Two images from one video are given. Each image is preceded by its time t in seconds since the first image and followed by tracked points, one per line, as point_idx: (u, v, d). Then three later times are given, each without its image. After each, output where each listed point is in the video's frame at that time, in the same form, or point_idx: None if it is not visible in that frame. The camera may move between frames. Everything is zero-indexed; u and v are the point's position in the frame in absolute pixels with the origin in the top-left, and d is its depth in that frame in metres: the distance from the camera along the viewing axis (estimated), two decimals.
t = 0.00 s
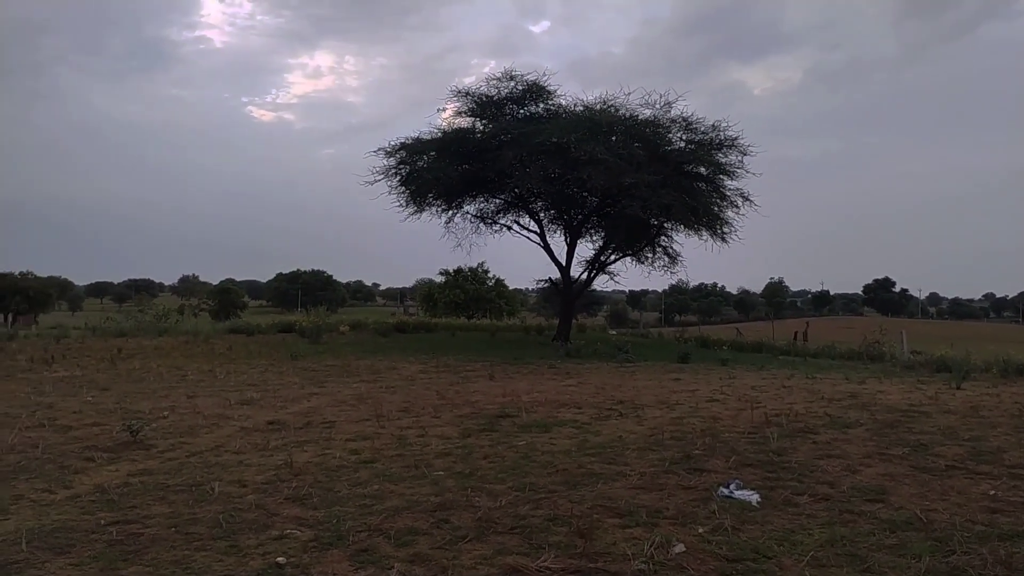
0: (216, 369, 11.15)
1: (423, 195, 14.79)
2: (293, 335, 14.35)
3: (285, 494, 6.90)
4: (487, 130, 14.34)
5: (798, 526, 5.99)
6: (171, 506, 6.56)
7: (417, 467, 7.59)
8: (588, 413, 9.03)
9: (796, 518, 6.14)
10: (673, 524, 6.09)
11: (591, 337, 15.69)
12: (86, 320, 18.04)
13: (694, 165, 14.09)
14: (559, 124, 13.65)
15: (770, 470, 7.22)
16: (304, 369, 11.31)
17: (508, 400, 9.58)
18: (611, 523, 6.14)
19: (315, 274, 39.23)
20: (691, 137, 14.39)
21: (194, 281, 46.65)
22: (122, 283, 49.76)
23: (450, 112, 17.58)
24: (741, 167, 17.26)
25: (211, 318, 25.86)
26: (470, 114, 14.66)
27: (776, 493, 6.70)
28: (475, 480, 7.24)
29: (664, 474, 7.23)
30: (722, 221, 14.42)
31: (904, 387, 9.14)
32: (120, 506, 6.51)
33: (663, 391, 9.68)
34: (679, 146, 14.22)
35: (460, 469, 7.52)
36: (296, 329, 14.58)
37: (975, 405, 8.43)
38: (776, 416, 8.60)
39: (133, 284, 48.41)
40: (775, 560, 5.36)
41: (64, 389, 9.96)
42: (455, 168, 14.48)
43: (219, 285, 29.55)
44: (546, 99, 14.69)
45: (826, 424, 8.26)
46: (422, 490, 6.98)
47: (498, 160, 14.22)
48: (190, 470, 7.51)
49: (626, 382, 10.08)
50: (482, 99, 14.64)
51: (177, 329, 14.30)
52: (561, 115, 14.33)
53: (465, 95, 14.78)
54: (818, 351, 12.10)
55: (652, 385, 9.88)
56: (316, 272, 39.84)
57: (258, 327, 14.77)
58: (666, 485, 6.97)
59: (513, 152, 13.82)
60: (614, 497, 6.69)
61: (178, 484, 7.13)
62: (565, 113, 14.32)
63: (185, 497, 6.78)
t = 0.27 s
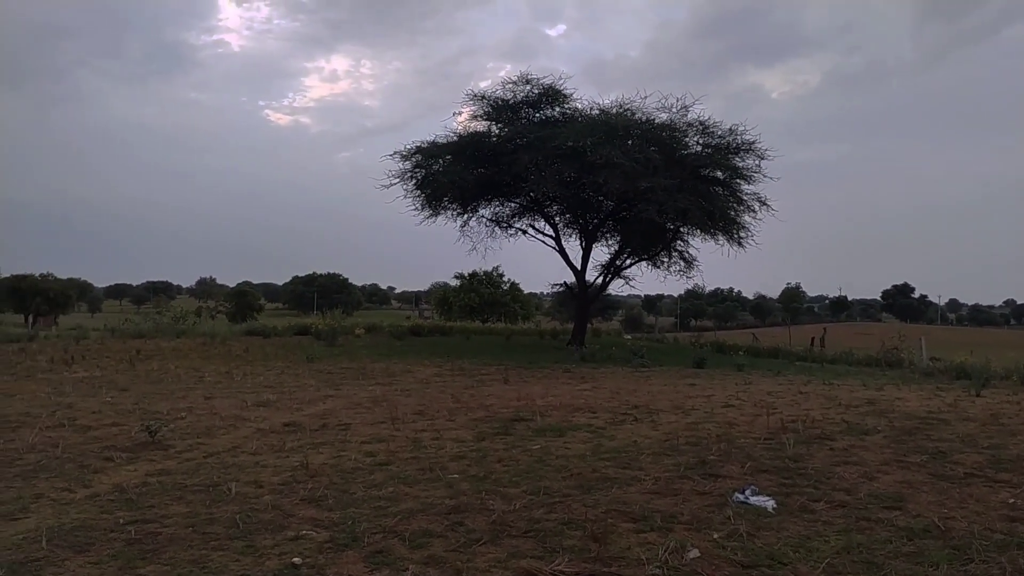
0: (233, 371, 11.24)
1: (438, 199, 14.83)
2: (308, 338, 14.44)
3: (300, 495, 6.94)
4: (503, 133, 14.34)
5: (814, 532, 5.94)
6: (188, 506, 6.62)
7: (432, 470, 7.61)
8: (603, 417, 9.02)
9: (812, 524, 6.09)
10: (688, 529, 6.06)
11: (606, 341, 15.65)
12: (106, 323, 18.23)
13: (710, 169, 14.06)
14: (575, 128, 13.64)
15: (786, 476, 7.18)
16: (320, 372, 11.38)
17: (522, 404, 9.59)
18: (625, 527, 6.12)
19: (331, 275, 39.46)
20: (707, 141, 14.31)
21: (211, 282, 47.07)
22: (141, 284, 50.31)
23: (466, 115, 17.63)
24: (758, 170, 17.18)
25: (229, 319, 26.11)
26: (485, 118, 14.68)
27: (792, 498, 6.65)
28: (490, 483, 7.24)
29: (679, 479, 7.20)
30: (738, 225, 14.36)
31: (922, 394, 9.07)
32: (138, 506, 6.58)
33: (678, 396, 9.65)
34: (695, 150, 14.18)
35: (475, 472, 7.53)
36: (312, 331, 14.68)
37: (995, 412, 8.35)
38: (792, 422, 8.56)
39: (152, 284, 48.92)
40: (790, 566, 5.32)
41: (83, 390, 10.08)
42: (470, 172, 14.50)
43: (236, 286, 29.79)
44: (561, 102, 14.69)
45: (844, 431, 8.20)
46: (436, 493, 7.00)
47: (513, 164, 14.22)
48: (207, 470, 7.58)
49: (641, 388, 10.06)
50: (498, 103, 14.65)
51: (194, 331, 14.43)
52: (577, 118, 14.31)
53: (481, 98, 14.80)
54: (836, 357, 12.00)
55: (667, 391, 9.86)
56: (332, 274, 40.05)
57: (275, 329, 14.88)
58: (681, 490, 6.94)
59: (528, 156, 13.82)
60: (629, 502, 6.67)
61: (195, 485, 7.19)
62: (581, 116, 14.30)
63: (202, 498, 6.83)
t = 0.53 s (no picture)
0: (241, 374, 11.27)
1: (446, 202, 14.86)
2: (316, 341, 14.46)
3: (308, 498, 6.94)
4: (510, 136, 14.37)
5: (823, 535, 5.92)
6: (197, 510, 6.63)
7: (440, 473, 7.62)
8: (611, 420, 9.02)
9: (820, 527, 6.07)
10: (696, 532, 6.04)
11: (615, 344, 15.67)
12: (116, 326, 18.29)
13: (718, 172, 14.08)
14: (583, 131, 13.66)
15: (795, 479, 7.16)
16: (328, 375, 11.40)
17: (530, 407, 9.60)
18: (634, 530, 6.10)
19: (339, 278, 39.56)
20: (715, 143, 14.33)
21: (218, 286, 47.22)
22: (148, 287, 50.50)
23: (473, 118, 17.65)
24: (765, 173, 17.18)
25: (236, 322, 26.20)
26: (493, 121, 14.70)
27: (801, 501, 6.63)
28: (498, 486, 7.24)
29: (688, 482, 7.19)
30: (747, 228, 14.37)
31: (931, 397, 9.06)
32: (146, 509, 6.58)
33: (686, 399, 9.65)
34: (703, 152, 14.20)
35: (483, 475, 7.53)
36: (320, 335, 14.70)
37: (1005, 415, 8.33)
38: (800, 425, 8.55)
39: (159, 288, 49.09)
40: (800, 569, 5.30)
41: (92, 393, 10.11)
42: (478, 175, 14.53)
43: (244, 289, 29.88)
44: (569, 105, 14.72)
45: (853, 434, 8.20)
46: (444, 496, 7.00)
47: (522, 167, 14.26)
48: (216, 474, 7.59)
49: (649, 391, 10.07)
50: (506, 106, 14.66)
51: (203, 334, 14.47)
52: (585, 121, 14.33)
53: (489, 101, 14.82)
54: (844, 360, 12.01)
55: (675, 394, 9.86)
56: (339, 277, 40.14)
57: (283, 332, 14.91)
58: (689, 493, 6.92)
59: (536, 159, 13.85)
60: (637, 504, 6.66)
61: (203, 488, 7.20)
62: (589, 119, 14.32)
63: (211, 501, 6.84)
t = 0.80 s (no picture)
0: (242, 376, 11.26)
1: (449, 204, 14.90)
2: (319, 343, 14.47)
3: (309, 500, 6.93)
4: (513, 139, 14.40)
5: (824, 538, 5.94)
6: (197, 511, 6.62)
7: (442, 475, 7.62)
8: (613, 423, 9.04)
9: (821, 531, 6.09)
10: (698, 535, 6.05)
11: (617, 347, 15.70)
12: (119, 326, 18.29)
13: (721, 175, 14.13)
14: (586, 134, 13.70)
15: (796, 482, 7.18)
16: (330, 376, 11.40)
17: (533, 410, 9.61)
18: (635, 533, 6.11)
19: (341, 280, 39.59)
20: (718, 147, 14.38)
21: (219, 287, 47.25)
22: (148, 288, 50.46)
23: (476, 121, 17.69)
24: (766, 177, 17.22)
25: (237, 324, 26.20)
26: (496, 124, 14.72)
27: (802, 505, 6.65)
28: (499, 489, 7.24)
29: (689, 485, 7.20)
30: (749, 232, 14.42)
31: (932, 401, 9.09)
32: (147, 511, 6.58)
33: (688, 402, 9.68)
34: (706, 156, 14.24)
35: (484, 478, 7.54)
36: (322, 336, 14.71)
37: (1005, 419, 8.36)
38: (802, 429, 8.57)
39: (159, 289, 49.08)
40: (800, 572, 5.31)
41: (92, 394, 10.10)
42: (481, 177, 14.57)
43: (246, 291, 29.89)
44: (572, 108, 14.76)
45: (854, 437, 8.22)
46: (446, 498, 7.00)
47: (525, 170, 14.31)
48: (216, 475, 7.58)
49: (651, 394, 10.09)
50: (509, 108, 14.70)
51: (204, 335, 14.47)
52: (588, 124, 14.36)
53: (492, 103, 14.86)
54: (846, 363, 12.04)
55: (677, 397, 9.88)
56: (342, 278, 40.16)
57: (285, 334, 14.91)
58: (690, 496, 6.93)
59: (539, 162, 13.89)
60: (638, 507, 6.66)
61: (204, 490, 7.19)
62: (592, 122, 14.35)
63: (211, 503, 6.83)
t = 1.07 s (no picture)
0: (244, 379, 11.27)
1: (450, 206, 14.90)
2: (319, 345, 14.48)
3: (310, 502, 6.93)
4: (514, 140, 14.38)
5: (826, 539, 5.92)
6: (199, 514, 6.62)
7: (443, 477, 7.62)
8: (614, 424, 9.02)
9: (824, 531, 6.06)
10: (699, 536, 6.04)
11: (618, 348, 15.69)
12: (120, 330, 18.31)
13: (721, 176, 14.12)
14: (586, 135, 13.70)
15: (798, 483, 7.16)
16: (331, 379, 11.41)
17: (533, 411, 9.60)
18: (636, 535, 6.10)
19: (342, 283, 39.62)
20: (718, 148, 14.36)
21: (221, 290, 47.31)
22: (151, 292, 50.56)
23: (477, 122, 17.70)
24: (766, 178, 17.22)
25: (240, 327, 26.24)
26: (497, 125, 14.70)
27: (804, 506, 6.62)
28: (500, 490, 7.23)
29: (691, 486, 7.18)
30: (750, 232, 14.41)
31: (934, 401, 9.07)
32: (149, 514, 6.58)
33: (689, 403, 9.66)
34: (706, 157, 14.23)
35: (485, 480, 7.53)
36: (323, 339, 14.71)
37: (1007, 419, 8.35)
38: (803, 429, 8.55)
39: (162, 292, 49.17)
40: (803, 573, 5.29)
41: (94, 398, 10.11)
42: (482, 179, 14.57)
43: (247, 294, 29.91)
44: (572, 109, 14.76)
45: (855, 438, 8.21)
46: (447, 500, 6.99)
47: (525, 171, 14.31)
48: (218, 478, 7.58)
49: (652, 395, 10.07)
50: (509, 110, 14.70)
51: (205, 338, 14.48)
52: (588, 126, 14.36)
53: (492, 105, 14.85)
54: (847, 364, 12.02)
55: (678, 398, 9.87)
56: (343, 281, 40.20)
57: (286, 337, 14.92)
58: (692, 497, 6.92)
59: (539, 163, 13.88)
60: (640, 509, 6.65)
61: (205, 493, 7.19)
62: (593, 123, 14.35)
63: (213, 506, 6.84)
